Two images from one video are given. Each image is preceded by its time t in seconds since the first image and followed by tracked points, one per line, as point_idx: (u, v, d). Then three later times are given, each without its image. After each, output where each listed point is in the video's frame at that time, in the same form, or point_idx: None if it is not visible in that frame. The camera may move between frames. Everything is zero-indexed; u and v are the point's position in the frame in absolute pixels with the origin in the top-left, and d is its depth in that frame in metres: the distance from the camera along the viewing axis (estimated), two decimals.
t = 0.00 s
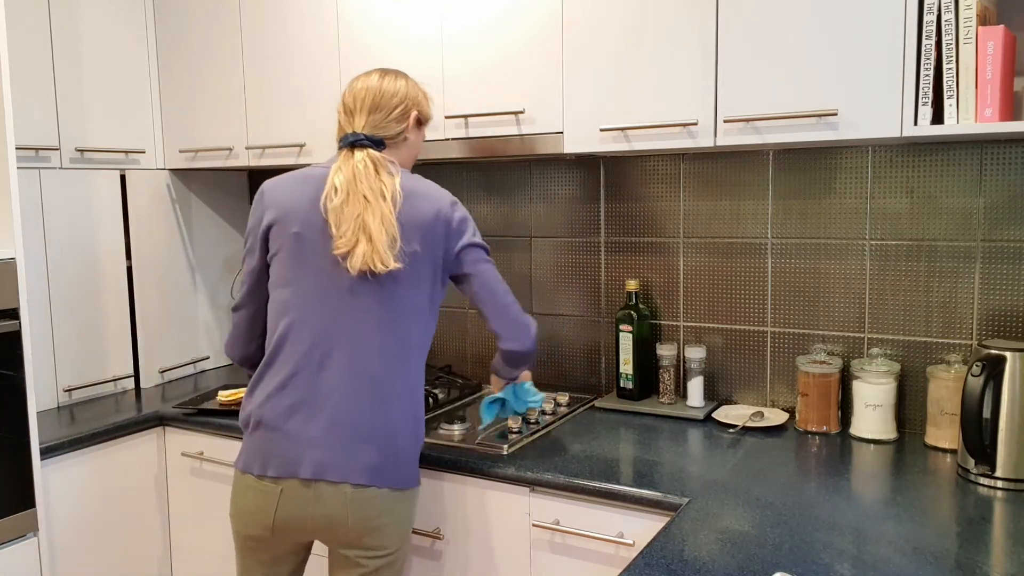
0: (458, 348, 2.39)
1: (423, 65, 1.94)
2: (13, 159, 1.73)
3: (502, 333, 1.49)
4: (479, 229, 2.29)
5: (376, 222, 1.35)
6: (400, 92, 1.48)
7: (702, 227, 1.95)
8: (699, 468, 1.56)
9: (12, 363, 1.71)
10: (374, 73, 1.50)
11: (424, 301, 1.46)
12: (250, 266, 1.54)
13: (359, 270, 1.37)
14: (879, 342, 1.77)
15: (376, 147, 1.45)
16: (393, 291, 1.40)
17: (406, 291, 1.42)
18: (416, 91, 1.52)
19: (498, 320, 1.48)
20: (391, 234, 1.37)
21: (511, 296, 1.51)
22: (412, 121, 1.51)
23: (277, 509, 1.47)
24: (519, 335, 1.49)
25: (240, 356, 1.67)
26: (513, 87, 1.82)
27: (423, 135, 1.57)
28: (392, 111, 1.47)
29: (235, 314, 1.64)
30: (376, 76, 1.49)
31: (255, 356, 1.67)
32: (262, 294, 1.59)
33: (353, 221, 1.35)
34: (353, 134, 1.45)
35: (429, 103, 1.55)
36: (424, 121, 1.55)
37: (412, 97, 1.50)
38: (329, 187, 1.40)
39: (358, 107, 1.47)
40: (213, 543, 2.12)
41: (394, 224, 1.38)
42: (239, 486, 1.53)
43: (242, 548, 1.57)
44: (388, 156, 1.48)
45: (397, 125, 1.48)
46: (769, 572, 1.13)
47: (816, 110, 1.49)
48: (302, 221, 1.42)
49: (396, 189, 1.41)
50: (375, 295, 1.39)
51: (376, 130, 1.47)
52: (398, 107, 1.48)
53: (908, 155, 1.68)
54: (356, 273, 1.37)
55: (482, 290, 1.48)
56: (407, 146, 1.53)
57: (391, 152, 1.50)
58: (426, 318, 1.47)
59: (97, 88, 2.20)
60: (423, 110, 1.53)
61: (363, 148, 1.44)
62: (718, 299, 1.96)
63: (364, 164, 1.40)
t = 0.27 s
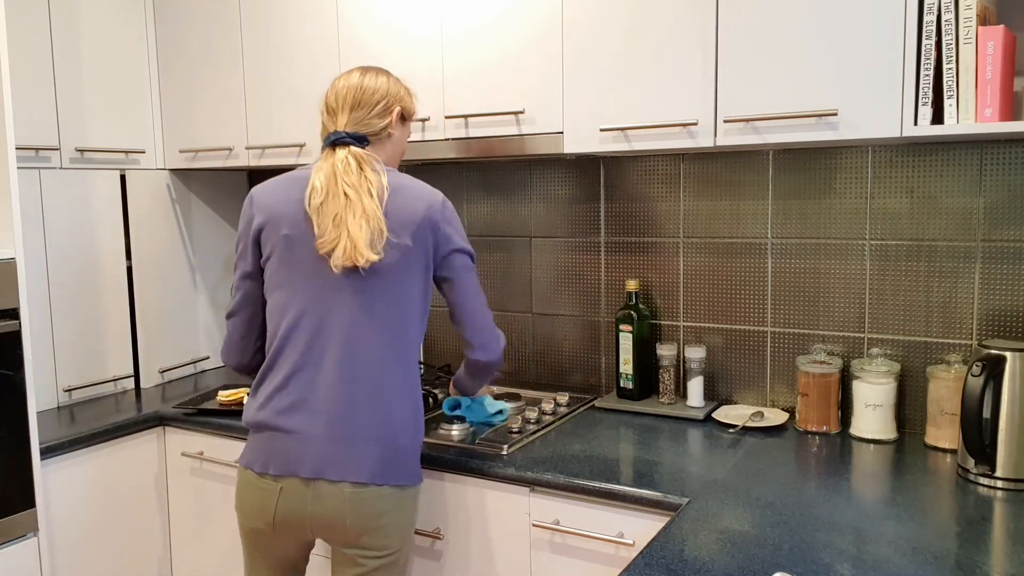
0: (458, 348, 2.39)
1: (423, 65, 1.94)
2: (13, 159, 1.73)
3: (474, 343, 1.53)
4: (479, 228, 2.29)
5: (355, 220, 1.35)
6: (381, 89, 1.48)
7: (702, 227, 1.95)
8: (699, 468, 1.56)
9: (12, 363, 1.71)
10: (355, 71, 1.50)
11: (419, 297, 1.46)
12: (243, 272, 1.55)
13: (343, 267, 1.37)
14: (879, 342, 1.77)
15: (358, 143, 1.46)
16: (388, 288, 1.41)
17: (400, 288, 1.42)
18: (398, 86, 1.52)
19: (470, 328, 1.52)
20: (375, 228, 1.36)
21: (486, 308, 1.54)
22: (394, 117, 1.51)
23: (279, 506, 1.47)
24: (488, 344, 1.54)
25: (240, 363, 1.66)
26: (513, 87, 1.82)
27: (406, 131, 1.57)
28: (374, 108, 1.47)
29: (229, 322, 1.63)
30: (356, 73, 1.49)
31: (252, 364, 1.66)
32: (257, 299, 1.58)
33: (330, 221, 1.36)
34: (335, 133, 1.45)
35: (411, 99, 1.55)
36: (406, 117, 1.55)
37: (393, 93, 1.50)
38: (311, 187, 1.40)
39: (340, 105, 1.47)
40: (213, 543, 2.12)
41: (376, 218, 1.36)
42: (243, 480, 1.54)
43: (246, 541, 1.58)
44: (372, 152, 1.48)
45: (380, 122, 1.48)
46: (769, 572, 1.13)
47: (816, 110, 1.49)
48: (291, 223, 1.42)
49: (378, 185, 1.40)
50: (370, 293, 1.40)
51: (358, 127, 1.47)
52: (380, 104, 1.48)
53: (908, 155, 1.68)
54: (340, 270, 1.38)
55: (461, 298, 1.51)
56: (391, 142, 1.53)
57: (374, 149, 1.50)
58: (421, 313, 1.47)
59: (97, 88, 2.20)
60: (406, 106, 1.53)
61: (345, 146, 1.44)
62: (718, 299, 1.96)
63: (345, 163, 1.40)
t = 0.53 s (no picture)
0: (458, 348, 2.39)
1: (423, 65, 1.94)
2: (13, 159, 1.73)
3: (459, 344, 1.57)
4: (479, 228, 2.29)
5: (364, 220, 1.35)
6: (385, 89, 1.49)
7: (702, 227, 1.95)
8: (699, 468, 1.56)
9: (13, 363, 1.71)
10: (357, 72, 1.50)
11: (418, 299, 1.46)
12: (243, 272, 1.54)
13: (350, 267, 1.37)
14: (879, 342, 1.77)
15: (361, 144, 1.45)
16: (388, 289, 1.41)
17: (400, 289, 1.42)
18: (400, 87, 1.52)
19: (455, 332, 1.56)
20: (380, 231, 1.37)
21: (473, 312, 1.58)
22: (397, 118, 1.51)
23: (280, 509, 1.48)
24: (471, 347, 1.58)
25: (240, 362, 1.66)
26: (513, 87, 1.82)
27: (408, 132, 1.57)
28: (377, 109, 1.47)
29: (229, 321, 1.63)
30: (360, 74, 1.49)
31: (254, 362, 1.66)
32: (259, 299, 1.58)
33: (339, 219, 1.35)
34: (339, 133, 1.45)
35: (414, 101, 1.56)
36: (409, 118, 1.55)
37: (397, 94, 1.50)
38: (314, 187, 1.39)
39: (343, 106, 1.47)
40: (213, 543, 2.12)
41: (383, 220, 1.37)
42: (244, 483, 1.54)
43: (247, 544, 1.58)
44: (375, 153, 1.48)
45: (383, 122, 1.48)
46: (769, 572, 1.13)
47: (816, 110, 1.49)
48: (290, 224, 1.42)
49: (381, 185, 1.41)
50: (371, 295, 1.40)
51: (361, 127, 1.47)
52: (383, 104, 1.48)
53: (908, 155, 1.68)
54: (347, 270, 1.37)
55: (450, 301, 1.54)
56: (394, 143, 1.53)
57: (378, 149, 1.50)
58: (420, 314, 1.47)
59: (97, 88, 2.20)
60: (409, 107, 1.53)
61: (348, 146, 1.43)
62: (718, 299, 1.96)
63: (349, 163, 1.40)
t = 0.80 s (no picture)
0: (458, 347, 2.39)
1: (423, 65, 1.94)
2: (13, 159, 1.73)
3: (490, 322, 1.50)
4: (479, 228, 2.29)
5: (346, 219, 1.34)
6: (374, 83, 1.49)
7: (702, 227, 1.95)
8: (699, 468, 1.56)
9: (13, 363, 1.71)
10: (348, 66, 1.50)
11: (415, 297, 1.45)
12: (237, 277, 1.56)
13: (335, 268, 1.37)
14: (879, 342, 1.77)
15: (350, 139, 1.45)
16: (382, 288, 1.40)
17: (395, 288, 1.41)
18: (390, 82, 1.52)
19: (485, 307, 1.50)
20: (365, 229, 1.36)
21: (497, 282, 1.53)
22: (388, 112, 1.51)
23: (279, 508, 1.48)
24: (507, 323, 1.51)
25: (238, 367, 1.66)
26: (513, 87, 1.82)
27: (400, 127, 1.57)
28: (366, 103, 1.48)
29: (227, 324, 1.63)
30: (350, 68, 1.50)
31: (253, 364, 1.67)
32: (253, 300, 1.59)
33: (322, 220, 1.36)
34: (328, 128, 1.45)
35: (404, 95, 1.56)
36: (400, 113, 1.55)
37: (386, 88, 1.51)
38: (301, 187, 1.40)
39: (333, 100, 1.48)
40: (213, 543, 2.12)
41: (367, 218, 1.36)
42: (244, 484, 1.55)
43: (248, 543, 1.58)
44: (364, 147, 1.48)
45: (373, 117, 1.49)
46: (769, 572, 1.13)
47: (816, 110, 1.49)
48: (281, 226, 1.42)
49: (367, 181, 1.39)
50: (365, 294, 1.39)
51: (350, 121, 1.47)
52: (373, 99, 1.48)
53: (908, 155, 1.68)
54: (333, 271, 1.38)
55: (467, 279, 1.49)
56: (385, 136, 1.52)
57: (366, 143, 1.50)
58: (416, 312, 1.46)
59: (97, 88, 2.20)
60: (400, 102, 1.53)
61: (337, 141, 1.44)
62: (717, 299, 1.96)
63: (334, 161, 1.40)
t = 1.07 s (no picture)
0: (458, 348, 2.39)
1: (423, 65, 1.94)
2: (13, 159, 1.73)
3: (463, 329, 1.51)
4: (479, 228, 2.29)
5: (317, 227, 1.33)
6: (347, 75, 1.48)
7: (702, 227, 1.95)
8: (699, 469, 1.56)
9: (12, 363, 1.71)
10: (320, 56, 1.48)
11: (394, 297, 1.45)
12: (215, 282, 1.55)
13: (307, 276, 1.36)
14: (879, 342, 1.77)
15: (324, 136, 1.43)
16: (361, 290, 1.40)
17: (374, 289, 1.41)
18: (362, 73, 1.51)
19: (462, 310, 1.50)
20: (336, 236, 1.34)
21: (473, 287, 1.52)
22: (361, 105, 1.50)
23: (272, 507, 1.48)
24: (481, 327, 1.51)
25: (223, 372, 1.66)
26: (514, 87, 1.82)
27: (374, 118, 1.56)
28: (338, 97, 1.46)
29: (210, 330, 1.63)
30: (322, 58, 1.48)
31: (237, 370, 1.66)
32: (234, 307, 1.58)
33: (292, 229, 1.34)
34: (300, 124, 1.43)
35: (377, 86, 1.55)
36: (374, 105, 1.54)
37: (359, 81, 1.49)
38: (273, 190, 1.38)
39: (305, 93, 1.46)
40: (213, 543, 2.12)
41: (338, 225, 1.34)
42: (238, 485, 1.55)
43: (245, 550, 1.58)
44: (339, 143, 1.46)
45: (346, 110, 1.48)
46: (769, 572, 1.13)
47: (816, 110, 1.49)
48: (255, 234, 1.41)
49: (338, 185, 1.37)
50: (345, 297, 1.39)
51: (323, 115, 1.46)
52: (345, 92, 1.47)
53: (908, 155, 1.68)
54: (305, 280, 1.37)
55: (445, 283, 1.49)
56: (358, 130, 1.51)
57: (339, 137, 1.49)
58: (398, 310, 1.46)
59: (97, 88, 2.20)
60: (372, 93, 1.52)
61: (311, 139, 1.42)
62: (717, 299, 1.96)
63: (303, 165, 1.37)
